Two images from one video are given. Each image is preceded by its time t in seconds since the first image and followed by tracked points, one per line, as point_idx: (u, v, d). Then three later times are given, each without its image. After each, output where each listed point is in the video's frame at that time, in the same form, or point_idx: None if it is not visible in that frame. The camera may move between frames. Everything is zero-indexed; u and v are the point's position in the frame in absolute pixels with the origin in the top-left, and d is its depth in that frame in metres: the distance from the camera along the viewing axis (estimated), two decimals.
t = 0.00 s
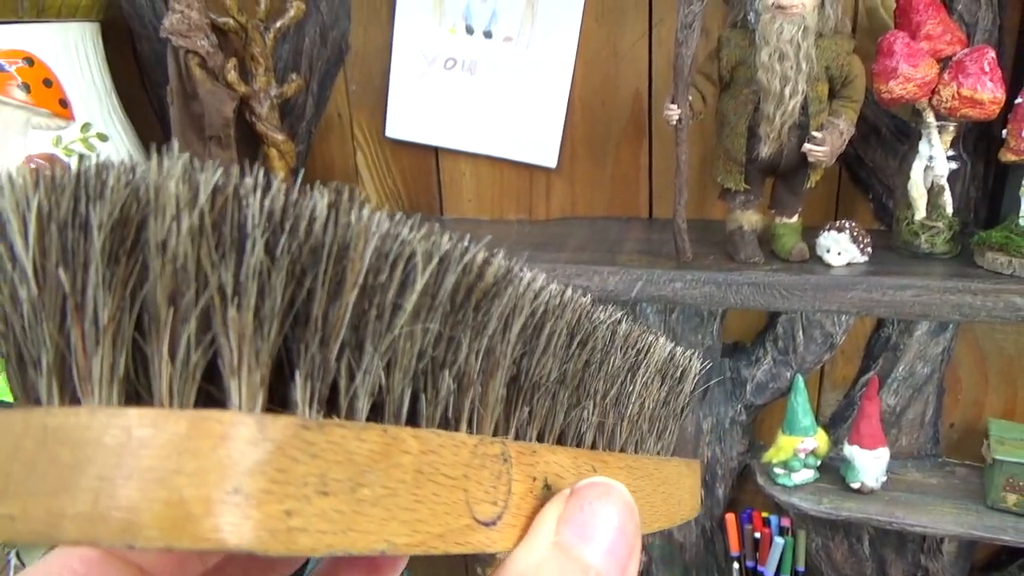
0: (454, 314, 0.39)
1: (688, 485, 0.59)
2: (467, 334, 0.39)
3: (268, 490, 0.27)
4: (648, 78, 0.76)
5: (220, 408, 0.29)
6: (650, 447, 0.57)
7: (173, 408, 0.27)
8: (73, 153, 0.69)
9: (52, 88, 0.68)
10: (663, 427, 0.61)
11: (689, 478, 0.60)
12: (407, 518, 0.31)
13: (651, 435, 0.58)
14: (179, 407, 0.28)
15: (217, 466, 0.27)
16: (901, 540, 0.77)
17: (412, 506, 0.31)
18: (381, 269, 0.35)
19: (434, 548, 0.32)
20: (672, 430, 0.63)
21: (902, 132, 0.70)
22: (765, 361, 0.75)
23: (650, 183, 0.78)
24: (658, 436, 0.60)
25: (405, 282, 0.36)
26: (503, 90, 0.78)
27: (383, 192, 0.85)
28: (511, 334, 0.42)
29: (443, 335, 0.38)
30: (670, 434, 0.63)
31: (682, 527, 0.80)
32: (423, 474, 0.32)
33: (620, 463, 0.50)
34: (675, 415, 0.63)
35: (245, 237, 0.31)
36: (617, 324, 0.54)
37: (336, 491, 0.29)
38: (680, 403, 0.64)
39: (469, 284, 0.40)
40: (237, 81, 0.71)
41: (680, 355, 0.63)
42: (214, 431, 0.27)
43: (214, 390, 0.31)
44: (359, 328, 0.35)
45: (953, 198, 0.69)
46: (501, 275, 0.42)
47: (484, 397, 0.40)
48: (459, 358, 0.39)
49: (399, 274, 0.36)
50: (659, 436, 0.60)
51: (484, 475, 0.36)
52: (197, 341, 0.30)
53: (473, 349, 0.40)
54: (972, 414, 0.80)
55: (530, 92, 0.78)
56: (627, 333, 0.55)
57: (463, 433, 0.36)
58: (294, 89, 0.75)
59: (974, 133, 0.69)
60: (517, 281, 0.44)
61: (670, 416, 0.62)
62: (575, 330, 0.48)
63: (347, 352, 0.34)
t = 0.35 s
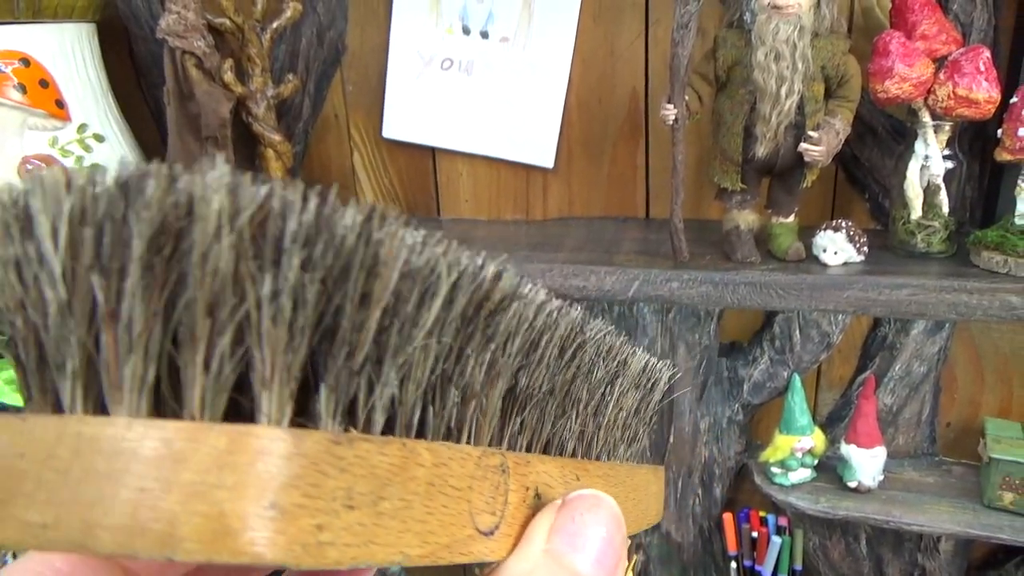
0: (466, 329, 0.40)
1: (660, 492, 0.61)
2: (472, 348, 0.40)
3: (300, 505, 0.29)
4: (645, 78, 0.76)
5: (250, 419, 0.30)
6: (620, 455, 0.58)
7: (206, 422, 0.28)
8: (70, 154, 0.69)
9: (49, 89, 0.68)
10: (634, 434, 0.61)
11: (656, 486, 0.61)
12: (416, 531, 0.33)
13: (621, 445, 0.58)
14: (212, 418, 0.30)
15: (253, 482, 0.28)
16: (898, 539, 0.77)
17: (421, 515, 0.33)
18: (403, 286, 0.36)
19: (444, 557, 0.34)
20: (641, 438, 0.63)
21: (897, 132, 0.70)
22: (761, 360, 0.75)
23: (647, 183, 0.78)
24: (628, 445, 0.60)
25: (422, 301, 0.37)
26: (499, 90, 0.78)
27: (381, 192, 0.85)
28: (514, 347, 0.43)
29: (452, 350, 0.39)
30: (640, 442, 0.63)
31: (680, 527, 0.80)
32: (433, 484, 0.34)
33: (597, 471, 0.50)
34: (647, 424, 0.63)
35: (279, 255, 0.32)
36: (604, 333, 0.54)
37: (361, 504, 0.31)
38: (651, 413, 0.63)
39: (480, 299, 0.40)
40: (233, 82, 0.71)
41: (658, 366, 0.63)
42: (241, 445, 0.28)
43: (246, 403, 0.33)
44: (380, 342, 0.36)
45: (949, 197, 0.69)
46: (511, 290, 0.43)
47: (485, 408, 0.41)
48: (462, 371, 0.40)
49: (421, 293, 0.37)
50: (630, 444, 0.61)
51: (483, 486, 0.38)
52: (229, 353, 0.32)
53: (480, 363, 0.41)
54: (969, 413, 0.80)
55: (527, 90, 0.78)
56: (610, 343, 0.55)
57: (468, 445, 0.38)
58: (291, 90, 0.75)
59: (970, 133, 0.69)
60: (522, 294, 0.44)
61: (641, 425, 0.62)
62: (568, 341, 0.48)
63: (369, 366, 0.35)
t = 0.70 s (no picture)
0: (451, 325, 0.38)
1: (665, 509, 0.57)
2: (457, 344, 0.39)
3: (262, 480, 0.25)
4: (641, 78, 0.76)
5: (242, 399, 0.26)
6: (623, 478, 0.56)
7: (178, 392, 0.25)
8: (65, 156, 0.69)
9: (44, 91, 0.68)
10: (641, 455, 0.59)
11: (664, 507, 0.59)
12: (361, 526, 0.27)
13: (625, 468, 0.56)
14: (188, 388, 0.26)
15: (210, 453, 0.24)
16: (895, 539, 0.77)
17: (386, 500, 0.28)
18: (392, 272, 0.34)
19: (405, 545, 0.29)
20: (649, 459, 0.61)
21: (893, 131, 0.70)
22: (758, 360, 0.75)
23: (643, 183, 0.79)
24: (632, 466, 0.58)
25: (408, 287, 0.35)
26: (495, 91, 0.79)
27: (377, 193, 0.85)
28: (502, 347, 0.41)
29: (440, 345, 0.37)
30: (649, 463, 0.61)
31: (678, 527, 0.80)
32: (399, 473, 0.29)
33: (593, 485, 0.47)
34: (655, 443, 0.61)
35: (264, 240, 0.30)
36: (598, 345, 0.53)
37: (322, 479, 0.26)
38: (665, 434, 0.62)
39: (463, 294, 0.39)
40: (229, 83, 0.71)
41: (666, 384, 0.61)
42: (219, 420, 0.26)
43: (220, 376, 0.29)
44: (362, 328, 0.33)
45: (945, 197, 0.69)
46: (498, 291, 0.42)
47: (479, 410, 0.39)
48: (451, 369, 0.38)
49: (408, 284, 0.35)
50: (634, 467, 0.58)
51: (465, 481, 0.33)
52: (208, 329, 0.28)
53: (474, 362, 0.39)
54: (965, 413, 0.80)
55: (523, 90, 0.78)
56: (611, 360, 0.53)
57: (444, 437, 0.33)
58: (287, 91, 0.75)
59: (965, 133, 0.69)
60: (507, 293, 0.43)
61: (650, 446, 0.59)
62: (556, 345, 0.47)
63: (346, 351, 0.32)
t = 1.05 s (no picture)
0: (377, 288, 0.36)
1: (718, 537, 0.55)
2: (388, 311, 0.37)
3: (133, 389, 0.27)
4: (637, 83, 0.76)
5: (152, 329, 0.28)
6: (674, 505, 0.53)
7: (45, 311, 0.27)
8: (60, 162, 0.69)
9: (39, 98, 0.67)
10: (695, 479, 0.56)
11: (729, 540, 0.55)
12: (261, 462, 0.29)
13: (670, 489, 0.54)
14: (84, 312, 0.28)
15: (97, 362, 0.26)
16: (891, 543, 0.77)
17: (295, 448, 0.30)
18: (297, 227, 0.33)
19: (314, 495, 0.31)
20: (712, 486, 0.58)
21: (887, 136, 0.70)
22: (754, 365, 0.75)
23: (639, 188, 0.79)
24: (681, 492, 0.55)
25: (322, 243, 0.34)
26: (492, 97, 0.79)
27: (374, 197, 0.85)
28: (442, 318, 0.39)
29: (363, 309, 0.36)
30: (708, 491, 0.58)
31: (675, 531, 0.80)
32: (312, 423, 0.31)
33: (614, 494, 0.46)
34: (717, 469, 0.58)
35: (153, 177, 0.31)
36: (622, 348, 0.52)
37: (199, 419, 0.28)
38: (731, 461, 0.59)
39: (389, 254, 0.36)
40: (225, 89, 0.70)
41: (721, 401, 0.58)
42: (95, 331, 0.27)
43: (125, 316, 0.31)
44: (264, 283, 0.33)
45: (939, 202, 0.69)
46: (443, 264, 0.39)
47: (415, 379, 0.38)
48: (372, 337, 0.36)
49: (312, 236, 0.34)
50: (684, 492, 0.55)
51: (395, 447, 0.34)
52: (107, 265, 0.30)
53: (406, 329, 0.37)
54: (961, 416, 0.80)
55: (520, 95, 0.78)
56: (642, 366, 0.53)
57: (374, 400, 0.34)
58: (283, 97, 0.75)
59: (959, 138, 0.70)
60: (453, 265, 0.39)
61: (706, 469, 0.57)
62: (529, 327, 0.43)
63: (251, 300, 0.32)
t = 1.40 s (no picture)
0: (282, 246, 0.40)
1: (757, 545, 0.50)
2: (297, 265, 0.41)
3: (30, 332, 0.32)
4: (631, 86, 0.76)
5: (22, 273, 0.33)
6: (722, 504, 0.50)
7: None
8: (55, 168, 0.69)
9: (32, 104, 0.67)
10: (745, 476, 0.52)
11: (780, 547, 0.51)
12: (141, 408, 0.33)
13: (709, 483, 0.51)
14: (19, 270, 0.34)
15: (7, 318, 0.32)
16: (886, 543, 0.78)
17: (181, 392, 0.34)
18: (188, 187, 0.39)
19: (189, 436, 0.34)
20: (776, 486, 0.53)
21: (880, 138, 0.71)
22: (749, 366, 0.75)
23: (634, 190, 0.79)
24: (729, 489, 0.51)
25: (211, 203, 0.39)
26: (487, 101, 0.79)
27: (369, 201, 0.85)
28: (355, 271, 0.42)
29: (268, 264, 0.40)
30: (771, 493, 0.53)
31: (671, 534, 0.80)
32: (198, 369, 0.35)
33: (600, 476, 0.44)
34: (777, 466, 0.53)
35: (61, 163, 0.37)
36: (615, 322, 0.51)
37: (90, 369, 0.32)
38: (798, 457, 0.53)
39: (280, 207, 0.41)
40: (220, 94, 0.71)
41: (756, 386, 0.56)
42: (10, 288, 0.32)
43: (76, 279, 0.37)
44: (158, 241, 0.38)
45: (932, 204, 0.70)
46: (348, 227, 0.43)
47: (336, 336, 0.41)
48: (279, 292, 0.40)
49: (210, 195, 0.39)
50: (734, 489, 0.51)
51: (298, 401, 0.36)
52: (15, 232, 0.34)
53: (314, 280, 0.41)
54: (956, 416, 0.81)
55: (514, 98, 0.78)
56: (643, 344, 0.51)
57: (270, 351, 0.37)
58: (278, 101, 0.75)
59: (951, 140, 0.70)
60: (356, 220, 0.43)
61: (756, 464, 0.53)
62: (458, 287, 0.45)
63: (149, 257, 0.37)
